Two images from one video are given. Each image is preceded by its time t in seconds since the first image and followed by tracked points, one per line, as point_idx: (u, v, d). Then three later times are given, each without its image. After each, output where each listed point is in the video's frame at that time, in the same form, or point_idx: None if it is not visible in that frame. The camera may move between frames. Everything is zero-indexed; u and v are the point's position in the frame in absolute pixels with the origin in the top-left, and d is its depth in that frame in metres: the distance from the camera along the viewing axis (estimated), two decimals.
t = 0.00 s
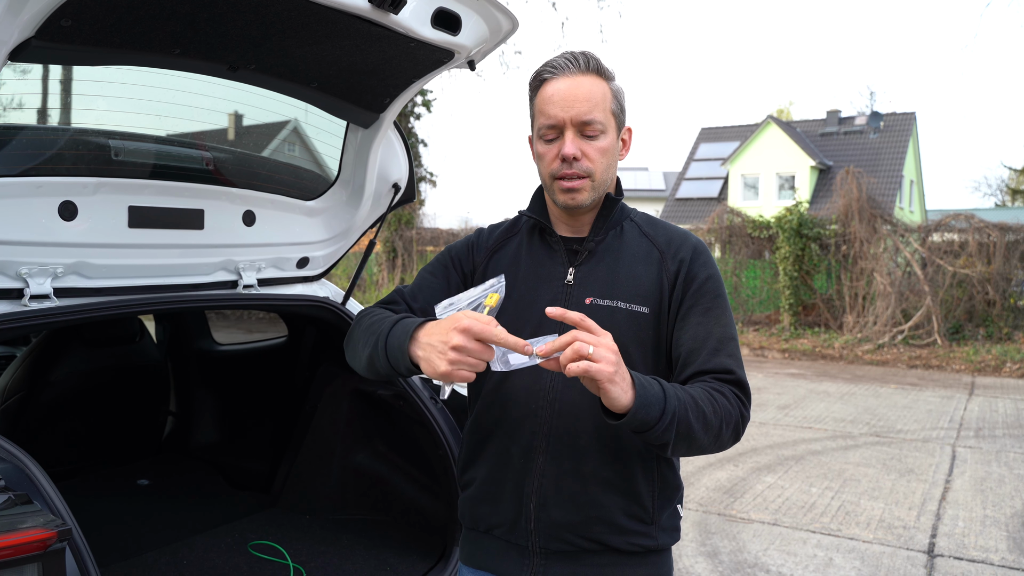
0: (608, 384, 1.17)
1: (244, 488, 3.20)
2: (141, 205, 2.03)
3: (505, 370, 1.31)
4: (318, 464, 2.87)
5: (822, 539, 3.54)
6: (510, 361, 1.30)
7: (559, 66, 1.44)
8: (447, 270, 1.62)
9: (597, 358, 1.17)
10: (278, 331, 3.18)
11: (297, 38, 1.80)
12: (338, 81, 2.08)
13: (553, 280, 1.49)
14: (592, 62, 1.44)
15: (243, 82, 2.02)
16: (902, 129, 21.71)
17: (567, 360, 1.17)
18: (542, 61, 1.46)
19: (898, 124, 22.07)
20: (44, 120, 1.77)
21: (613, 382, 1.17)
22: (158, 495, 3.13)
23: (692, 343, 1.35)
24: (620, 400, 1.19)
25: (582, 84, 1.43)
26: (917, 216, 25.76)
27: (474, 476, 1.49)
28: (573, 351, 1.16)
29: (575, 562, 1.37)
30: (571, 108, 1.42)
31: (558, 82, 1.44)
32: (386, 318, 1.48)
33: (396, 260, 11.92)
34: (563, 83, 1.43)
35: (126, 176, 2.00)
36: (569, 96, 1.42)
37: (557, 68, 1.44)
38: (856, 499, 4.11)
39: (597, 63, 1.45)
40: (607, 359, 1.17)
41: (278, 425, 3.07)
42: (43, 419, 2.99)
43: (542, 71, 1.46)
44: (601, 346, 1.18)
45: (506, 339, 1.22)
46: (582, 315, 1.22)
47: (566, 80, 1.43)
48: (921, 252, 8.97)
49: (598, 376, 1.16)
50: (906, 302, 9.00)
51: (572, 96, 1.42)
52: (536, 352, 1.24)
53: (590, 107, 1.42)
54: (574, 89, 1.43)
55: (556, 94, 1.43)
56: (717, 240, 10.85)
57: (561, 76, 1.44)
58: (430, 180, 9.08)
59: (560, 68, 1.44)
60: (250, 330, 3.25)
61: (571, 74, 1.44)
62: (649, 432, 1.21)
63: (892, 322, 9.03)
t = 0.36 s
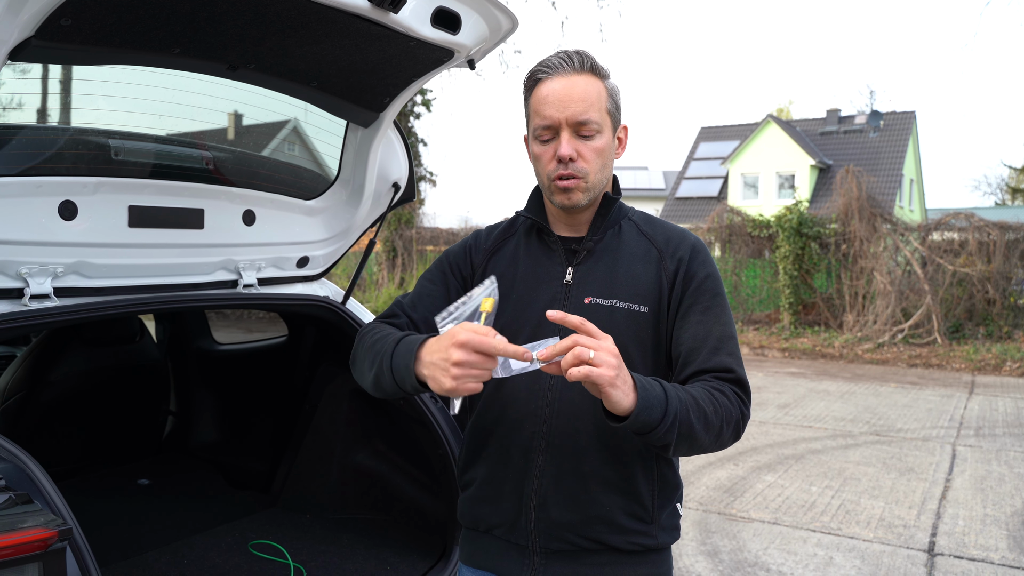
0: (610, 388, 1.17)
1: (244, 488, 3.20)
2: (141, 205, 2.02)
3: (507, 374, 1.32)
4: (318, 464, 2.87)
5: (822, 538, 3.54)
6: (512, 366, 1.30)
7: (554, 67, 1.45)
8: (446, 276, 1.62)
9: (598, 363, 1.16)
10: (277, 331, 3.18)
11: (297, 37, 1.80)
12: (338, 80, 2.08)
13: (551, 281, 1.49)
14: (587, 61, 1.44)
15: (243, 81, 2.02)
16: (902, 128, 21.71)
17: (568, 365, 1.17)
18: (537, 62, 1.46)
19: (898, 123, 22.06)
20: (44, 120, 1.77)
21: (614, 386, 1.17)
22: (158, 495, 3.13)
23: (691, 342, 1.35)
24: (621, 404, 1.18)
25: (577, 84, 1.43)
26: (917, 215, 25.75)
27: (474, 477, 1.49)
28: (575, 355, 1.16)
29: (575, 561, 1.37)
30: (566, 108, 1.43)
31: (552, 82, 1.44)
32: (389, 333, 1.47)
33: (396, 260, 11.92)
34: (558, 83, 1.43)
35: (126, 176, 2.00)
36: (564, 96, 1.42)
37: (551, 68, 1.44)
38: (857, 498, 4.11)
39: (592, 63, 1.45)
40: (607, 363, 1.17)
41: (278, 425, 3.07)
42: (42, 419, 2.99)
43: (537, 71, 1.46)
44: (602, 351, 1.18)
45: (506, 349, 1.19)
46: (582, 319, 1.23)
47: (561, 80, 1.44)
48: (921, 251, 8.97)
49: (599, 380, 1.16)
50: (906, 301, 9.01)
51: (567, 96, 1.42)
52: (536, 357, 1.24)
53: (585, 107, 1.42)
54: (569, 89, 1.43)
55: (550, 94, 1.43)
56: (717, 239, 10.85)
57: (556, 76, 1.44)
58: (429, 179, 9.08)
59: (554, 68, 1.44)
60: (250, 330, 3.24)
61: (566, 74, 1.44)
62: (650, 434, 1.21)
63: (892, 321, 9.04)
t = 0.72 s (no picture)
0: (610, 389, 1.17)
1: (243, 488, 3.20)
2: (140, 206, 2.02)
3: (507, 375, 1.30)
4: (317, 464, 2.87)
5: (821, 539, 3.54)
6: (512, 366, 1.29)
7: (553, 65, 1.45)
8: (443, 279, 1.62)
9: (597, 364, 1.17)
10: (275, 331, 3.17)
11: (296, 38, 1.80)
12: (337, 81, 2.08)
13: (549, 282, 1.49)
14: (586, 60, 1.45)
15: (242, 82, 2.02)
16: (901, 128, 21.73)
17: (568, 366, 1.17)
18: (537, 60, 1.46)
19: (897, 123, 22.08)
20: (43, 120, 1.77)
21: (614, 388, 1.17)
22: (156, 496, 3.13)
23: (689, 343, 1.35)
24: (621, 404, 1.19)
25: (577, 82, 1.43)
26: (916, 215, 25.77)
27: (472, 478, 1.49)
28: (575, 357, 1.16)
29: (574, 563, 1.37)
30: (567, 106, 1.43)
31: (553, 81, 1.44)
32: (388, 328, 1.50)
33: (395, 260, 11.92)
34: (559, 82, 1.44)
35: (125, 176, 2.00)
36: (565, 94, 1.43)
37: (551, 66, 1.44)
38: (856, 498, 4.11)
39: (591, 62, 1.46)
40: (607, 364, 1.17)
41: (277, 425, 3.07)
42: (41, 420, 2.98)
43: (537, 69, 1.46)
44: (602, 351, 1.18)
45: (508, 333, 1.23)
46: (583, 319, 1.23)
47: (561, 79, 1.44)
48: (920, 251, 8.98)
49: (599, 381, 1.16)
50: (905, 302, 9.01)
51: (568, 94, 1.43)
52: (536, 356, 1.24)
53: (585, 105, 1.42)
54: (570, 87, 1.43)
55: (551, 92, 1.44)
56: (716, 239, 10.86)
57: (556, 74, 1.44)
58: (429, 179, 9.07)
59: (555, 67, 1.45)
60: (250, 330, 3.23)
61: (566, 73, 1.44)
62: (650, 435, 1.21)
63: (891, 321, 9.04)
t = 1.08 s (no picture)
0: (612, 391, 1.17)
1: (243, 490, 3.20)
2: (139, 208, 2.02)
3: (509, 379, 1.30)
4: (317, 465, 2.87)
5: (821, 539, 3.54)
6: (513, 371, 1.29)
7: (542, 73, 1.45)
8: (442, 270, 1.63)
9: (598, 366, 1.16)
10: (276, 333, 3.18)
11: (294, 40, 1.80)
12: (336, 82, 2.08)
13: (549, 283, 1.49)
14: (574, 64, 1.45)
15: (241, 84, 2.02)
16: (899, 128, 21.75)
17: (569, 368, 1.17)
18: (525, 69, 1.46)
19: (896, 123, 22.10)
20: (43, 122, 1.77)
21: (616, 389, 1.17)
22: (156, 498, 3.13)
23: (690, 345, 1.35)
24: (624, 406, 1.18)
25: (567, 88, 1.43)
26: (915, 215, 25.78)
27: (471, 478, 1.49)
28: (576, 359, 1.16)
29: (575, 563, 1.37)
30: (559, 113, 1.43)
31: (543, 89, 1.44)
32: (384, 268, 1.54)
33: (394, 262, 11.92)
34: (549, 89, 1.44)
35: (123, 179, 2.00)
36: (555, 101, 1.43)
37: (540, 74, 1.44)
38: (855, 498, 4.11)
39: (580, 65, 1.45)
40: (609, 366, 1.17)
41: (276, 427, 3.06)
42: (40, 422, 2.98)
43: (526, 79, 1.46)
44: (603, 352, 1.18)
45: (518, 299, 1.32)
46: (582, 322, 1.22)
47: (551, 86, 1.44)
48: (919, 251, 8.98)
49: (601, 383, 1.16)
50: (904, 302, 9.02)
51: (558, 101, 1.43)
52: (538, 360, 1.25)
53: (577, 111, 1.42)
54: (560, 93, 1.43)
55: (542, 101, 1.44)
56: (715, 240, 10.86)
57: (545, 82, 1.44)
58: (428, 181, 9.07)
59: (543, 75, 1.45)
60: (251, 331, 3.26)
61: (556, 80, 1.44)
62: (652, 436, 1.21)
63: (890, 321, 9.05)
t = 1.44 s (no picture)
0: (612, 391, 1.17)
1: (242, 491, 3.20)
2: (138, 209, 2.02)
3: (509, 377, 1.29)
4: (316, 466, 2.87)
5: (821, 539, 3.54)
6: (514, 369, 1.28)
7: (548, 73, 1.45)
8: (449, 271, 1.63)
9: (599, 366, 1.17)
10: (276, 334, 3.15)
11: (294, 41, 1.80)
12: (335, 83, 2.08)
13: (553, 284, 1.49)
14: (580, 63, 1.45)
15: (240, 85, 2.02)
16: (899, 129, 21.76)
17: (569, 368, 1.17)
18: (531, 69, 1.47)
19: (895, 124, 22.12)
20: (42, 124, 1.77)
21: (616, 390, 1.17)
22: (156, 500, 3.13)
23: (692, 350, 1.36)
24: (623, 407, 1.19)
25: (574, 86, 1.44)
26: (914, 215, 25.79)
27: (470, 479, 1.49)
28: (576, 359, 1.17)
29: (574, 565, 1.37)
30: (565, 111, 1.43)
31: (549, 87, 1.45)
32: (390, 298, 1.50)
33: (394, 262, 11.91)
34: (555, 88, 1.44)
35: (121, 180, 2.00)
36: (562, 99, 1.43)
37: (546, 73, 1.45)
38: (855, 499, 4.11)
39: (586, 64, 1.46)
40: (609, 366, 1.17)
41: (275, 428, 3.06)
42: (40, 424, 2.98)
43: (532, 78, 1.47)
44: (603, 353, 1.18)
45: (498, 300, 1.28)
46: (584, 322, 1.22)
47: (557, 85, 1.44)
48: (918, 252, 8.98)
49: (601, 384, 1.16)
50: (903, 302, 9.02)
51: (565, 99, 1.43)
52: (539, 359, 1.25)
53: (583, 108, 1.42)
54: (567, 92, 1.43)
55: (549, 99, 1.44)
56: (714, 240, 10.86)
57: (552, 81, 1.45)
58: (428, 181, 9.07)
59: (549, 74, 1.45)
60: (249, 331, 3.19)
61: (562, 78, 1.45)
62: (651, 439, 1.21)
63: (890, 322, 9.06)
